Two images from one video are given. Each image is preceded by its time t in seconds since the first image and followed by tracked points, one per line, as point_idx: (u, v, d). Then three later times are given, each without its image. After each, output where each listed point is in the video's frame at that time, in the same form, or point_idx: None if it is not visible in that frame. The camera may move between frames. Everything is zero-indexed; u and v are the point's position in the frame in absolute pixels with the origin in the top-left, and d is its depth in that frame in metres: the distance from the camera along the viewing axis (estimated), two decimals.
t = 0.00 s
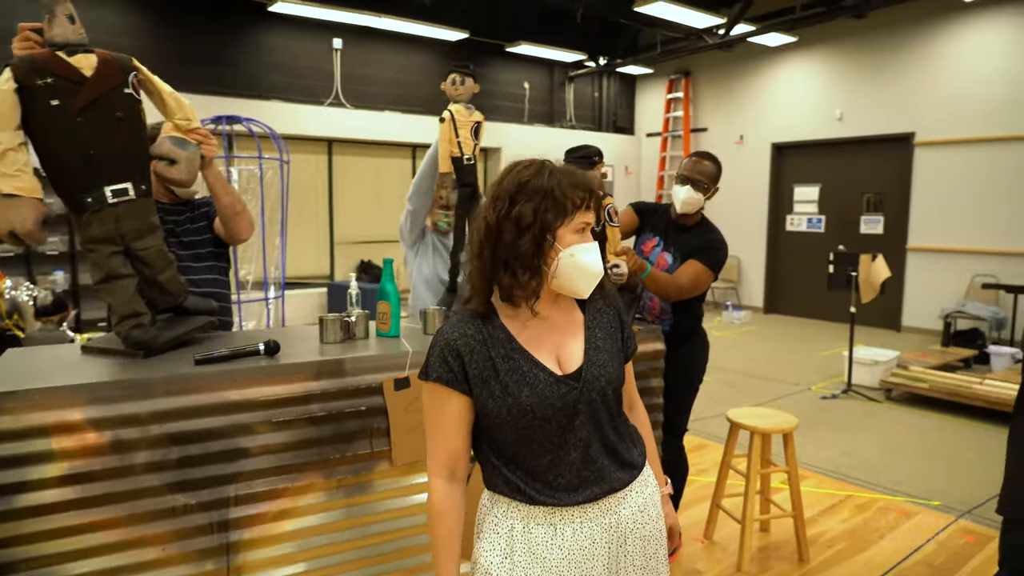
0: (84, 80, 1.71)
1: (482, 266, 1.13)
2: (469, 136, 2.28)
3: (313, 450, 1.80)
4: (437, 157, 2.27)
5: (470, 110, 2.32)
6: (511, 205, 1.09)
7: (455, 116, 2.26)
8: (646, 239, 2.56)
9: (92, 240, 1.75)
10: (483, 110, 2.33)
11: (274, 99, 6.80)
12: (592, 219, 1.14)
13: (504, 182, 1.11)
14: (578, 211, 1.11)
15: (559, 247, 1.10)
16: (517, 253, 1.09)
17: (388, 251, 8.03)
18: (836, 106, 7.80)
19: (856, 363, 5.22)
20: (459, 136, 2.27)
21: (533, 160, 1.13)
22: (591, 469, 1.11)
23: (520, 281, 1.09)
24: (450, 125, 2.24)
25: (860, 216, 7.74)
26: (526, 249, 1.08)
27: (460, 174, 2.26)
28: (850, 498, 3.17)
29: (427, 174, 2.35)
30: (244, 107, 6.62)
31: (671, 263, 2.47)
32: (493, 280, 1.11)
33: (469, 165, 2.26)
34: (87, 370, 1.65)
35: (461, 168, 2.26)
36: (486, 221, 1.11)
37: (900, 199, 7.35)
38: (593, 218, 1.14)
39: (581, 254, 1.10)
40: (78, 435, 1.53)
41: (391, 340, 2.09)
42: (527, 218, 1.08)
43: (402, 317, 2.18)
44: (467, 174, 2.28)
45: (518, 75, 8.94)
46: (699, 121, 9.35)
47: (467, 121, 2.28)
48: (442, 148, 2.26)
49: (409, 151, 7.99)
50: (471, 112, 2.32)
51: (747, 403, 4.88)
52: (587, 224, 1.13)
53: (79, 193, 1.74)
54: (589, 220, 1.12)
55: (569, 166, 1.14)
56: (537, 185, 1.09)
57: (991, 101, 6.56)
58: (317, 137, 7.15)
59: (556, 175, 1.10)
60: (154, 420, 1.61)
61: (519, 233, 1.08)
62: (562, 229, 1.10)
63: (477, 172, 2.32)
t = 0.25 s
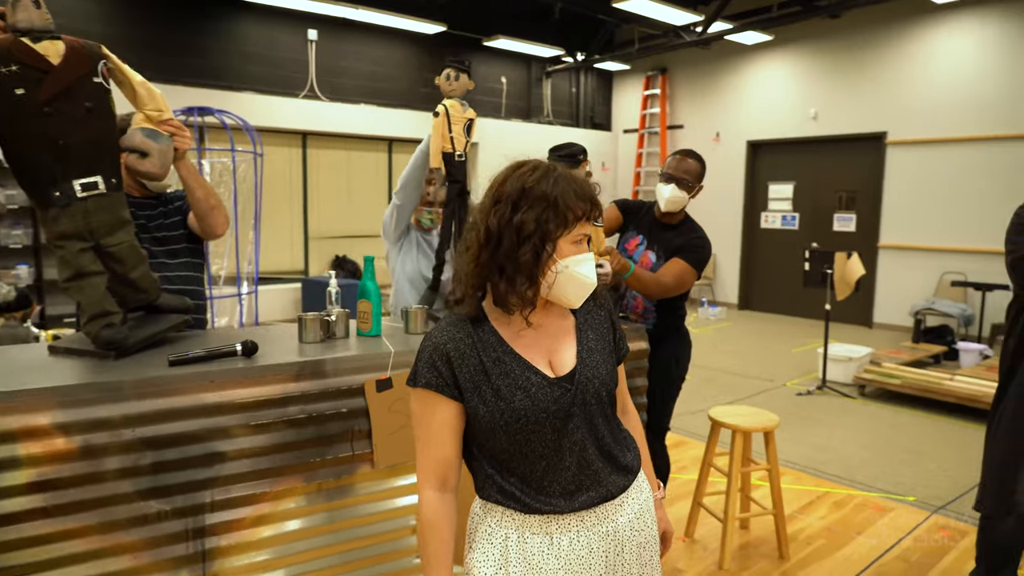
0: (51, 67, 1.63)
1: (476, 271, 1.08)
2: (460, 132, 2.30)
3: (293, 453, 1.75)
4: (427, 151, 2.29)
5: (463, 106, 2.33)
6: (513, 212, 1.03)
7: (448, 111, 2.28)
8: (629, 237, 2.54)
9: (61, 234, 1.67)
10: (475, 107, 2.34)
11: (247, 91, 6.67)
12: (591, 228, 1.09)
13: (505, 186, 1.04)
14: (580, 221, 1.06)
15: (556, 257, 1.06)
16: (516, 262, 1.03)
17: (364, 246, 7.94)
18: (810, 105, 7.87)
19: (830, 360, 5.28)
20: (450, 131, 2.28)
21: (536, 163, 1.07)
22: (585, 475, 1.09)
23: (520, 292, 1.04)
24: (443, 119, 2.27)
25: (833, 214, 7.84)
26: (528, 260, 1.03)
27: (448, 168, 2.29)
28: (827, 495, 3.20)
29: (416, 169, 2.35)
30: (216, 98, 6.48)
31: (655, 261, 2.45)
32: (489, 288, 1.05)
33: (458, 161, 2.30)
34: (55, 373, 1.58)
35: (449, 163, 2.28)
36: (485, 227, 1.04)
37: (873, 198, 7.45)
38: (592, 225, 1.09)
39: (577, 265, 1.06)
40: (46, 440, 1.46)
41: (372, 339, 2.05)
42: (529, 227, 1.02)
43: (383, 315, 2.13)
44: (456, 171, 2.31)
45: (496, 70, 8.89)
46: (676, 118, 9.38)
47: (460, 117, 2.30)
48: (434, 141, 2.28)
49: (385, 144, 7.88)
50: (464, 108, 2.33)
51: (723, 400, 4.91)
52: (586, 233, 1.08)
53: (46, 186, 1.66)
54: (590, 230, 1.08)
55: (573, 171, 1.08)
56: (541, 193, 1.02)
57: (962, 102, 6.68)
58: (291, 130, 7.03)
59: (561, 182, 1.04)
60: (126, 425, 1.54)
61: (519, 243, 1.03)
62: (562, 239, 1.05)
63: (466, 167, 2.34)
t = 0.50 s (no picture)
0: (12, 63, 1.55)
1: (473, 287, 1.03)
2: (441, 133, 2.25)
3: (273, 464, 1.70)
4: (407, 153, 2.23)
5: (444, 106, 2.29)
6: (514, 226, 0.99)
7: (428, 111, 2.23)
8: (613, 240, 2.53)
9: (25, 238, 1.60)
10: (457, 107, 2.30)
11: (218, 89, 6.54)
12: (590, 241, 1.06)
13: (504, 197, 1.00)
14: (581, 235, 1.03)
15: (556, 271, 1.03)
16: (517, 277, 0.99)
17: (339, 247, 7.84)
18: (784, 105, 7.95)
19: (806, 359, 5.33)
20: (431, 132, 2.23)
21: (534, 174, 1.03)
22: (583, 485, 1.05)
23: (519, 306, 1.00)
24: (422, 120, 2.22)
25: (807, 214, 7.93)
26: (532, 277, 0.99)
27: (430, 170, 2.24)
28: (808, 494, 3.21)
29: (397, 171, 2.29)
30: (186, 96, 6.34)
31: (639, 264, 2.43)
32: (488, 304, 1.01)
33: (439, 162, 2.24)
34: (21, 383, 1.50)
35: (430, 165, 2.23)
36: (484, 242, 1.00)
37: (846, 198, 7.54)
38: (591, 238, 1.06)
39: (574, 280, 1.04)
40: (11, 455, 1.38)
41: (353, 344, 2.00)
42: (532, 242, 0.98)
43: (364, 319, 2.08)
44: (437, 172, 2.26)
45: (471, 69, 8.83)
46: (652, 118, 9.41)
47: (440, 117, 2.25)
48: (413, 144, 2.22)
49: (360, 144, 7.78)
50: (445, 108, 2.29)
51: (702, 400, 4.92)
52: (585, 245, 1.05)
53: (8, 189, 1.58)
54: (589, 243, 1.05)
55: (572, 182, 1.05)
56: (543, 206, 0.99)
57: (932, 103, 6.79)
58: (264, 129, 6.90)
59: (562, 195, 1.01)
60: (98, 437, 1.47)
61: (522, 258, 0.98)
62: (563, 253, 1.02)
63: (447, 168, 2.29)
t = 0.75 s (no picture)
0: None
1: (471, 288, 0.99)
2: (425, 129, 2.20)
3: (258, 471, 1.65)
4: (390, 150, 2.19)
5: (428, 101, 2.24)
6: (514, 225, 0.95)
7: (411, 107, 2.19)
8: (602, 237, 2.50)
9: None
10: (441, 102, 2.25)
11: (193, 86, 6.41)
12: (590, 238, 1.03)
13: (502, 195, 0.97)
14: (582, 233, 0.99)
15: (557, 270, 0.99)
16: (517, 277, 0.96)
17: (317, 246, 7.74)
18: (762, 102, 8.00)
19: (788, 354, 5.36)
20: (414, 128, 2.18)
21: (532, 171, 0.99)
22: (586, 490, 1.02)
23: (519, 307, 0.97)
24: (405, 115, 2.17)
25: (786, 210, 7.98)
26: (533, 277, 0.95)
27: (414, 167, 2.18)
28: (794, 490, 3.21)
29: (380, 169, 2.24)
30: (160, 93, 6.20)
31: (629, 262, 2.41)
32: (487, 306, 0.97)
33: (423, 159, 2.19)
34: None
35: (414, 161, 2.18)
36: (482, 242, 0.95)
37: (824, 194, 7.61)
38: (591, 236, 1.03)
39: (574, 279, 1.01)
40: None
41: (339, 346, 1.95)
42: (533, 241, 0.94)
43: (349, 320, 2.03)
44: (421, 169, 2.20)
45: (450, 66, 8.76)
46: (631, 116, 9.41)
47: (424, 113, 2.21)
48: (396, 140, 2.17)
49: (339, 141, 7.68)
50: (429, 104, 2.24)
51: (685, 397, 4.92)
52: (586, 243, 1.02)
53: None
54: (589, 241, 1.01)
55: (571, 178, 1.01)
56: (543, 204, 0.95)
57: (907, 101, 6.87)
58: (240, 126, 6.79)
59: (562, 193, 0.97)
60: (74, 447, 1.40)
61: (522, 258, 0.95)
62: (564, 252, 0.98)
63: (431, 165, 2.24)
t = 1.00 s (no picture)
0: None
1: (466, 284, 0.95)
2: (408, 120, 2.14)
3: (242, 474, 1.60)
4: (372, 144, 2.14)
5: (411, 91, 2.18)
6: (511, 218, 0.91)
7: (393, 98, 2.13)
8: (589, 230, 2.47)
9: None
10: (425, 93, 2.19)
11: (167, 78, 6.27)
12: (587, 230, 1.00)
13: (499, 187, 0.93)
14: (580, 225, 0.96)
15: (555, 265, 0.96)
16: (515, 272, 0.92)
17: (297, 241, 7.64)
18: (743, 94, 8.01)
19: (771, 345, 5.38)
20: (397, 120, 2.13)
21: (528, 163, 0.96)
22: (588, 490, 1.00)
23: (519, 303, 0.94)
24: (386, 107, 2.12)
25: (766, 201, 8.01)
26: (531, 272, 0.92)
27: (397, 161, 2.13)
28: (781, 481, 3.22)
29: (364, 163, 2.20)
30: (133, 85, 6.06)
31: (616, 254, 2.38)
32: (484, 303, 0.94)
33: (407, 152, 2.14)
34: None
35: (398, 154, 2.13)
36: (478, 237, 0.92)
37: (804, 185, 7.65)
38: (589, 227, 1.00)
39: (573, 273, 0.98)
40: None
41: (324, 344, 1.90)
42: (531, 236, 0.91)
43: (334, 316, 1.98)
44: (405, 161, 2.15)
45: (430, 57, 8.67)
46: (612, 107, 9.38)
47: (407, 104, 2.15)
48: (378, 133, 2.12)
49: (317, 134, 7.57)
50: (412, 94, 2.18)
51: (669, 389, 4.93)
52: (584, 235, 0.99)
53: None
54: (587, 234, 0.98)
55: (567, 169, 0.98)
56: (541, 196, 0.92)
57: (886, 92, 6.92)
58: (217, 119, 6.66)
59: (560, 185, 0.94)
60: (50, 452, 1.34)
61: (520, 252, 0.91)
62: (562, 246, 0.95)
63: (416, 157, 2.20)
